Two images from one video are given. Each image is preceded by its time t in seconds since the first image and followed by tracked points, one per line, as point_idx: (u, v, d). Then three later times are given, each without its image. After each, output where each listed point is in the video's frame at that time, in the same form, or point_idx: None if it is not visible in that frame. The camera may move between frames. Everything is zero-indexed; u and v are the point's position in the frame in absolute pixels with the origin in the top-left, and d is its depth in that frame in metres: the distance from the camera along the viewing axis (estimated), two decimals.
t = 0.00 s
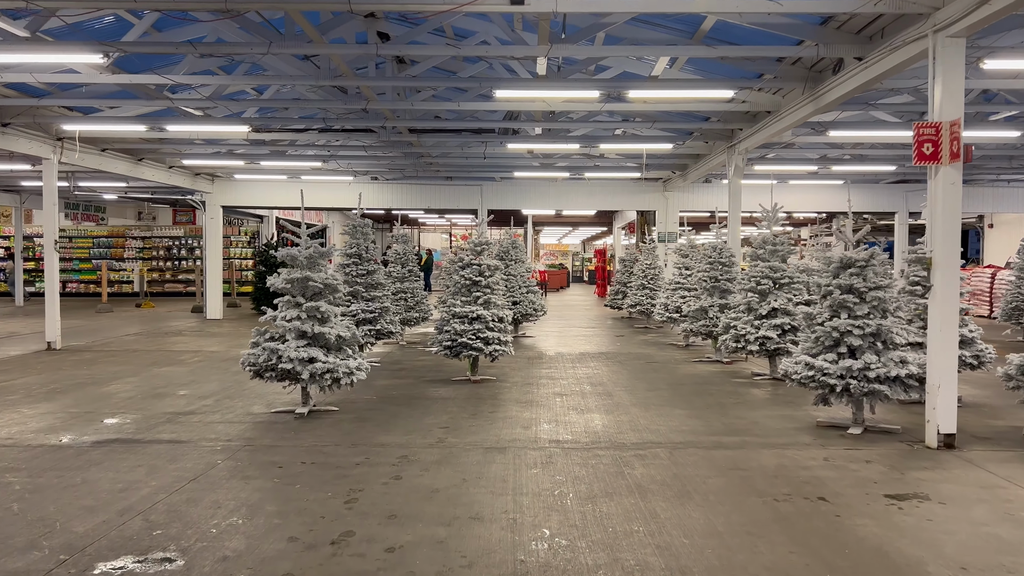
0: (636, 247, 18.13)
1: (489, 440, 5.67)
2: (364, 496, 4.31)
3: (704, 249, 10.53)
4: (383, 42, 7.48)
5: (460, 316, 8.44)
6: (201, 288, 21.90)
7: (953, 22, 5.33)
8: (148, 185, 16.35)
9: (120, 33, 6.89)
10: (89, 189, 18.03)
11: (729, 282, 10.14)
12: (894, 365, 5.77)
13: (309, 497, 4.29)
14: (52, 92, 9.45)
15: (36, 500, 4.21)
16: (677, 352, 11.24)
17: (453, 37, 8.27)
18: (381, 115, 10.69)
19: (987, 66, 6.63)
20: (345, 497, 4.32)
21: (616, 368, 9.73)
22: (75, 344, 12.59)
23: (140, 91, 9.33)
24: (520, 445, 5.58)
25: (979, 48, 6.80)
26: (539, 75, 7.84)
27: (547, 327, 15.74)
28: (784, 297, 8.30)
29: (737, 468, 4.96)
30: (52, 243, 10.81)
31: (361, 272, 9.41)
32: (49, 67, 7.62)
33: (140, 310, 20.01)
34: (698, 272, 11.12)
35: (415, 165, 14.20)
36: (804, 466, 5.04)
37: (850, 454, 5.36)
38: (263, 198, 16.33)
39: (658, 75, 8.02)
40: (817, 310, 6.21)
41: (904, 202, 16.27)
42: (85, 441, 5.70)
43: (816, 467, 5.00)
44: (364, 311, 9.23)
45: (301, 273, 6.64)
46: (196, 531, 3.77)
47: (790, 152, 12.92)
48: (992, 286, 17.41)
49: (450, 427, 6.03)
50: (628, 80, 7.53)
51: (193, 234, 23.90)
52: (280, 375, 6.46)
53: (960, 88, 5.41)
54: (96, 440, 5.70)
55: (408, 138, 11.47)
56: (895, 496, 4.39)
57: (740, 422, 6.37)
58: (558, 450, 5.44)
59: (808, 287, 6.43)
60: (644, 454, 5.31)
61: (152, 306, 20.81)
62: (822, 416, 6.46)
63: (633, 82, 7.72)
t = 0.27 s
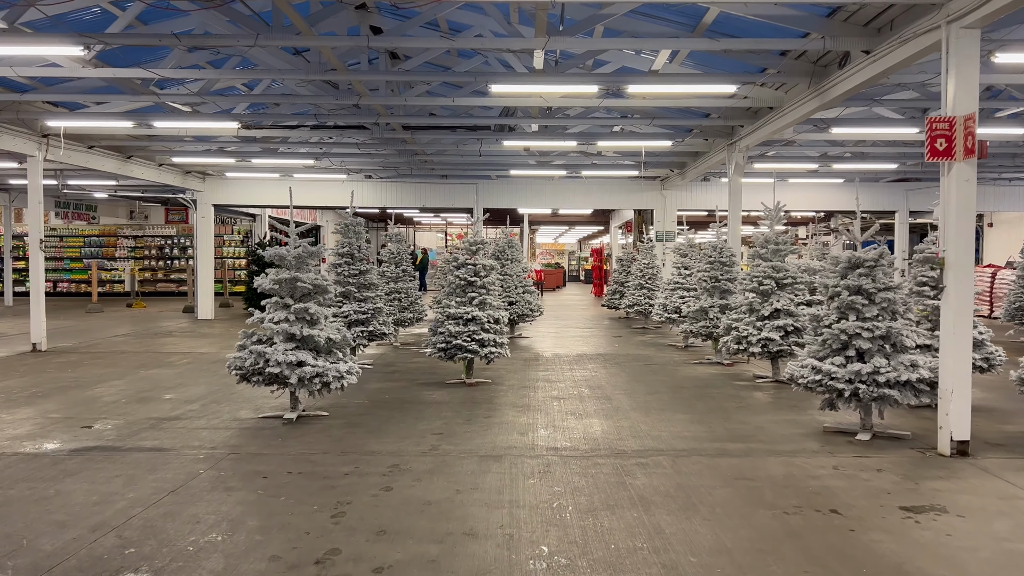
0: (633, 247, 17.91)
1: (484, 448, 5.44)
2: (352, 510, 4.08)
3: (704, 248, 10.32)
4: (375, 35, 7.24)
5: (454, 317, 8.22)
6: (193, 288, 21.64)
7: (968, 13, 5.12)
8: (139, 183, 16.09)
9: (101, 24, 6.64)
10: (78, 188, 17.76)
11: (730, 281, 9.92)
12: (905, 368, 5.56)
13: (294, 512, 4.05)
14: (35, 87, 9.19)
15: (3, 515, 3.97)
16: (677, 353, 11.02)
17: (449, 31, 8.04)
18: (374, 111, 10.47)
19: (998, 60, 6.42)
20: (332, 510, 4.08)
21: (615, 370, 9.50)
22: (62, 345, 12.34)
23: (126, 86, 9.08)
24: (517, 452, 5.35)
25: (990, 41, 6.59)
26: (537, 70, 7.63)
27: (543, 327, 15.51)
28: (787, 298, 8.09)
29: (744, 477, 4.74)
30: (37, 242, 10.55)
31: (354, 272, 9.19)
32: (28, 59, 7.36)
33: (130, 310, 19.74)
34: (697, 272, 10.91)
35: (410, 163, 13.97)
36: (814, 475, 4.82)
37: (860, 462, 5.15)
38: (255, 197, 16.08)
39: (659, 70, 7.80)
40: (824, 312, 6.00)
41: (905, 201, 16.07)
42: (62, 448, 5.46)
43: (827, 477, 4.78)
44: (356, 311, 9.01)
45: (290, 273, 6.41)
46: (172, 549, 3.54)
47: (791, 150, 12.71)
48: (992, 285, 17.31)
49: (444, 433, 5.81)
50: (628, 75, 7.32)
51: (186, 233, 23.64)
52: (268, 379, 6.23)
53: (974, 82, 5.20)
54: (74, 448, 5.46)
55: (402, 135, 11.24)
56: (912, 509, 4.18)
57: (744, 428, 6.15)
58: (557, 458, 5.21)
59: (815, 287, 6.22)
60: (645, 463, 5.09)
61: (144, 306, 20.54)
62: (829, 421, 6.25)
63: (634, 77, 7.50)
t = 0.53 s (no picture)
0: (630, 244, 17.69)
1: (477, 453, 5.20)
2: (335, 523, 3.83)
3: (703, 246, 10.09)
4: (364, 24, 6.99)
5: (447, 316, 7.97)
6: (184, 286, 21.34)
7: None
8: (127, 179, 15.80)
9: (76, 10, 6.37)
10: (66, 184, 17.46)
11: (730, 279, 9.70)
12: (915, 370, 5.33)
13: (272, 525, 3.81)
14: (15, 79, 8.91)
15: None
16: (675, 352, 10.79)
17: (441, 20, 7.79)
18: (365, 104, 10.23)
19: (1010, 50, 6.18)
20: (313, 523, 3.84)
21: (612, 370, 9.26)
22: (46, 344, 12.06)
23: (107, 78, 8.80)
24: (511, 458, 5.11)
25: (1001, 31, 6.36)
26: (533, 60, 7.38)
27: (539, 326, 15.27)
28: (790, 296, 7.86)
29: (749, 486, 4.50)
30: (19, 239, 10.27)
31: (344, 270, 8.94)
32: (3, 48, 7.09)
33: (120, 309, 19.45)
34: (696, 270, 10.68)
35: (403, 159, 13.70)
36: (822, 483, 4.59)
37: (870, 468, 4.92)
38: (246, 194, 15.80)
39: (658, 61, 7.55)
40: (830, 311, 5.77)
41: (905, 197, 15.86)
42: (33, 455, 5.20)
43: (837, 485, 4.55)
44: (346, 310, 8.75)
45: (274, 271, 6.16)
46: (138, 567, 3.29)
47: (791, 145, 12.48)
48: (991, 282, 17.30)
49: (435, 438, 5.57)
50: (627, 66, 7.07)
51: (177, 231, 23.36)
52: (252, 380, 5.99)
53: (988, 71, 4.96)
54: (46, 454, 5.20)
55: (394, 129, 10.98)
56: (929, 520, 3.94)
57: (747, 432, 5.91)
58: (553, 465, 4.96)
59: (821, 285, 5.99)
60: (645, 470, 4.85)
61: (135, 305, 20.26)
62: (835, 425, 6.02)
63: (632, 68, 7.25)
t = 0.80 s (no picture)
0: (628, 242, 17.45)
1: (472, 463, 4.94)
2: (319, 542, 3.58)
3: (705, 244, 9.85)
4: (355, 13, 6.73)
5: (441, 317, 7.71)
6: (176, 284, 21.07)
7: None
8: (117, 175, 15.51)
9: None
10: (55, 180, 17.16)
11: (732, 278, 9.45)
12: (932, 375, 5.08)
13: (251, 545, 3.55)
14: None
15: None
16: (675, 353, 10.55)
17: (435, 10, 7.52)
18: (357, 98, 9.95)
19: None
20: (295, 544, 3.57)
21: (612, 371, 9.02)
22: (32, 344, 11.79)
23: (89, 70, 8.50)
24: (507, 468, 4.85)
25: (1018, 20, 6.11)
26: (530, 51, 7.12)
27: (536, 325, 15.02)
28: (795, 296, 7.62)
29: (760, 499, 4.25)
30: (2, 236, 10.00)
31: (336, 268, 8.67)
32: None
33: (110, 307, 19.16)
34: (698, 268, 10.44)
35: (398, 155, 13.44)
36: (837, 496, 4.35)
37: (886, 479, 4.67)
38: (238, 191, 15.53)
39: (660, 52, 7.29)
40: (842, 313, 5.52)
41: (908, 194, 15.62)
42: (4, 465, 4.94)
43: (852, 498, 4.31)
44: (337, 310, 8.49)
45: (260, 270, 5.89)
46: None
47: (793, 140, 12.23)
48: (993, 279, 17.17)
49: (428, 446, 5.31)
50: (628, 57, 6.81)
51: (169, 228, 23.08)
52: (236, 385, 5.72)
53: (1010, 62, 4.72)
54: (18, 464, 4.94)
55: (388, 124, 10.70)
56: (953, 538, 3.70)
57: (754, 440, 5.66)
58: (552, 475, 4.71)
59: (831, 285, 5.74)
60: (649, 481, 4.60)
61: (125, 303, 19.98)
62: (845, 431, 5.77)
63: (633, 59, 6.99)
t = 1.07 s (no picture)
0: (628, 236, 17.21)
1: (472, 467, 4.70)
2: (311, 557, 3.33)
3: (709, 238, 9.61)
4: None
5: (439, 313, 7.47)
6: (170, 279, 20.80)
7: None
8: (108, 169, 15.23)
9: None
10: (45, 173, 16.87)
11: (737, 274, 9.22)
12: (953, 375, 4.84)
13: (238, 559, 3.30)
14: None
15: None
16: (678, 349, 10.32)
17: None
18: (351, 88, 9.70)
19: None
20: (285, 557, 3.33)
21: (614, 369, 8.78)
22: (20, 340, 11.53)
23: (73, 58, 8.22)
24: (510, 472, 4.61)
25: None
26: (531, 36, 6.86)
27: (534, 321, 14.79)
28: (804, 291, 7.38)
29: (779, 507, 4.02)
30: None
31: (330, 262, 8.41)
32: None
33: (102, 303, 18.90)
34: (701, 263, 10.20)
35: (394, 147, 13.18)
36: (859, 503, 4.12)
37: (909, 484, 4.45)
38: (231, 184, 15.25)
39: (666, 38, 7.04)
40: (858, 309, 5.29)
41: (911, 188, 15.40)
42: None
43: (875, 506, 4.08)
44: (331, 305, 8.24)
45: (250, 265, 5.63)
46: None
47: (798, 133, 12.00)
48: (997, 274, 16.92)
49: (427, 449, 5.07)
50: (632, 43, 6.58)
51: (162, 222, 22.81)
52: (225, 384, 5.48)
53: None
54: None
55: (384, 115, 10.43)
56: (988, 549, 3.47)
57: (767, 442, 5.43)
58: (557, 480, 4.47)
59: (847, 280, 5.51)
60: (660, 487, 4.36)
61: (117, 298, 19.70)
62: (861, 432, 5.55)
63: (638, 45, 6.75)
